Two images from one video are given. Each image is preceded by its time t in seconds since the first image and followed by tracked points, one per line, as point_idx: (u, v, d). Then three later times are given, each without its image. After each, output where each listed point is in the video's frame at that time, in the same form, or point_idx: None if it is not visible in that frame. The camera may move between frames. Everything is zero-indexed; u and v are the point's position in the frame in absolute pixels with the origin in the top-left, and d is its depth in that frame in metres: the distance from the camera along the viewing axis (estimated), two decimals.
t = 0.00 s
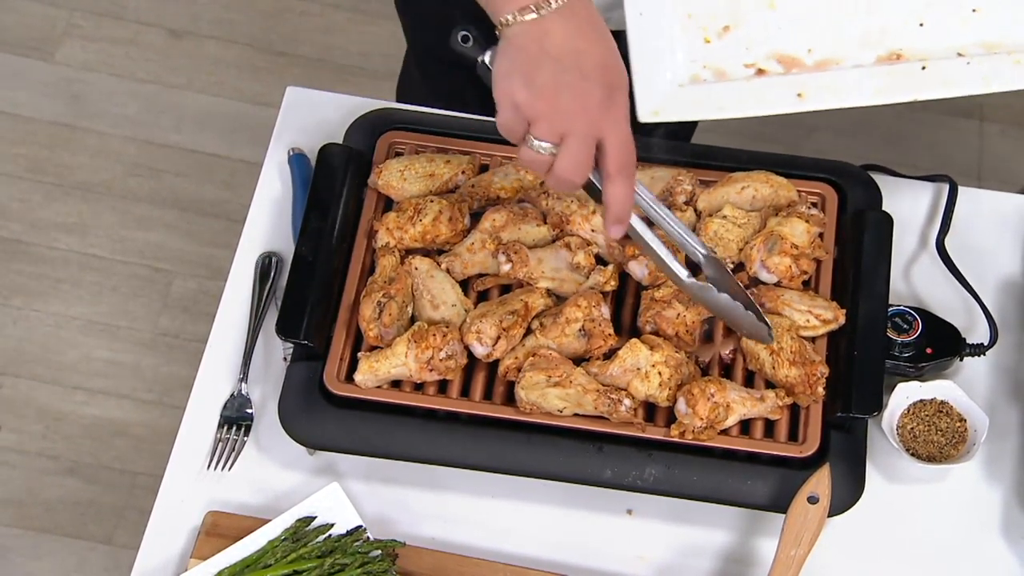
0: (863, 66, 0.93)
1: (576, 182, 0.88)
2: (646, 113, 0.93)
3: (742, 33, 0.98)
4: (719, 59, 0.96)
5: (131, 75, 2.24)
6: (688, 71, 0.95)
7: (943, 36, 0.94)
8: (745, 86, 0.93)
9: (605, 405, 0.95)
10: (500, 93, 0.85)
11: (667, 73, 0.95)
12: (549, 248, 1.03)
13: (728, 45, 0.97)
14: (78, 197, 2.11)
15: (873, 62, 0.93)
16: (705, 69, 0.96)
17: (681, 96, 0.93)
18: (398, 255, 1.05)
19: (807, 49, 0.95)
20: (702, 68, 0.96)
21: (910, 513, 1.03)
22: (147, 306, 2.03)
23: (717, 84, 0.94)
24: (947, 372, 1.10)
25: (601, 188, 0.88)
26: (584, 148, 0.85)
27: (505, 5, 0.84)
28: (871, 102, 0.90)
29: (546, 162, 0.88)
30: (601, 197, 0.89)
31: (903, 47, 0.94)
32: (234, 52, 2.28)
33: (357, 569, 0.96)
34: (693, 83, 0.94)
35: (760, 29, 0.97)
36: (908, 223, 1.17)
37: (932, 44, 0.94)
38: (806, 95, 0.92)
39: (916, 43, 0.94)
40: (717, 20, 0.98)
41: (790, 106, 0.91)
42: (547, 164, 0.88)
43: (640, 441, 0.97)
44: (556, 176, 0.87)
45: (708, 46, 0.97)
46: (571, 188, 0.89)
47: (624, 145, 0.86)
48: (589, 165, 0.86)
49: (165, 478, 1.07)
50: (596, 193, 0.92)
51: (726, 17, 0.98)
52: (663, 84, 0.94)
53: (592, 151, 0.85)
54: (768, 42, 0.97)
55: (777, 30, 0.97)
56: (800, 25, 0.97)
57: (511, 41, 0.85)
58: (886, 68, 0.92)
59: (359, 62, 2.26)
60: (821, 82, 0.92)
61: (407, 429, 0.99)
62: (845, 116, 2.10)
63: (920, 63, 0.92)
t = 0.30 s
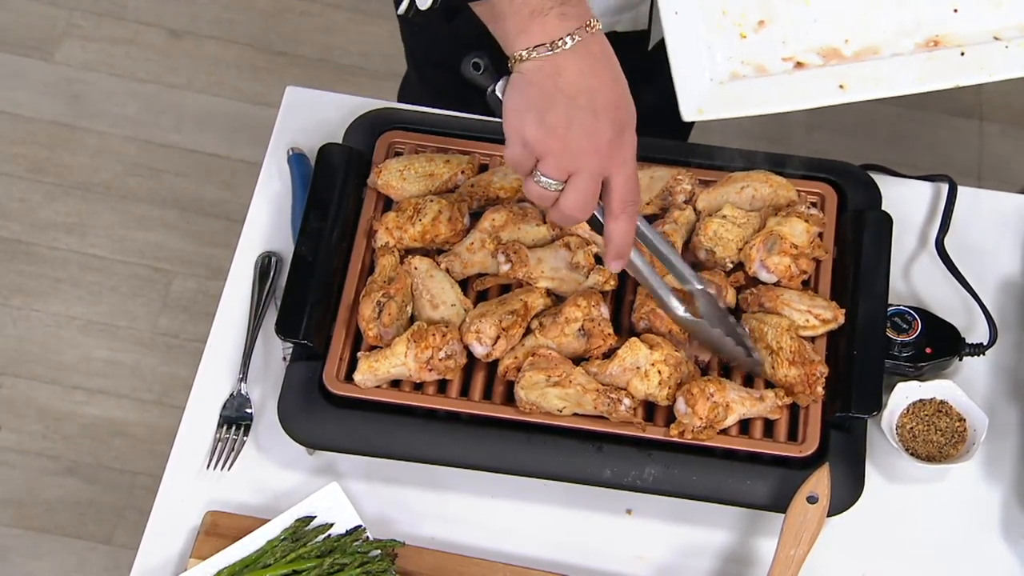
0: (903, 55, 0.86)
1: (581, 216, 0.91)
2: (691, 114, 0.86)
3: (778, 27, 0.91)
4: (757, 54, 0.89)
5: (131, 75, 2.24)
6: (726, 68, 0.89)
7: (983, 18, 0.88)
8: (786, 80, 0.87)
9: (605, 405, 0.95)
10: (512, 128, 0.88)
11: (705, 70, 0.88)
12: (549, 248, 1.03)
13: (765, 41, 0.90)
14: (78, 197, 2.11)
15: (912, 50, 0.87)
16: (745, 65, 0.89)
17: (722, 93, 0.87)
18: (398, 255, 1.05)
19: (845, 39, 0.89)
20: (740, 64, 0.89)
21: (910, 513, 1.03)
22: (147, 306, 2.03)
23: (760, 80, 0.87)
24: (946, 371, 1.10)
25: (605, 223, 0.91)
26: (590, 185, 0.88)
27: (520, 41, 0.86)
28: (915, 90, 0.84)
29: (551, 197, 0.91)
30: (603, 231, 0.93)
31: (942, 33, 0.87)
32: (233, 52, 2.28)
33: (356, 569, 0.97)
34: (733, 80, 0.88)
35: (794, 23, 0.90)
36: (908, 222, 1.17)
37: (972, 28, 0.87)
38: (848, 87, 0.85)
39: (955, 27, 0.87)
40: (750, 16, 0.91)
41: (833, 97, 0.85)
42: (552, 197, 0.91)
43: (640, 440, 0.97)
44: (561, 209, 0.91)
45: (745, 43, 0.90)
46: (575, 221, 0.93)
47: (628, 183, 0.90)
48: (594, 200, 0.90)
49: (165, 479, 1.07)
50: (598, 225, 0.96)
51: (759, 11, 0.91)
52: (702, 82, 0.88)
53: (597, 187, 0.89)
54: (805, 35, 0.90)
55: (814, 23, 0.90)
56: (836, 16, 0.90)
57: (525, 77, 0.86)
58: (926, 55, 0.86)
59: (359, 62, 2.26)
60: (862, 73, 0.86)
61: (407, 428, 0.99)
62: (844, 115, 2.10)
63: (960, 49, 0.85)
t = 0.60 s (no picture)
0: (895, 56, 0.83)
1: (572, 223, 0.92)
2: (680, 111, 0.83)
3: (770, 26, 0.87)
4: (749, 53, 0.86)
5: (130, 75, 2.24)
6: (718, 66, 0.85)
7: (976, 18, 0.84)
8: (777, 81, 0.84)
9: (605, 405, 0.95)
10: (502, 137, 0.88)
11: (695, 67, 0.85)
12: (548, 248, 1.04)
13: (758, 40, 0.86)
14: (78, 197, 2.11)
15: (904, 52, 0.83)
16: (737, 64, 0.85)
17: (712, 93, 0.84)
18: (398, 255, 1.05)
19: (837, 39, 0.85)
20: (732, 63, 0.85)
21: (909, 513, 1.03)
22: (146, 306, 2.03)
23: (751, 80, 0.84)
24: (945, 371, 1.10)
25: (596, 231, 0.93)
26: (580, 194, 0.89)
27: (513, 52, 0.86)
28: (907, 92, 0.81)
29: (542, 205, 0.93)
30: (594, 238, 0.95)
31: (936, 33, 0.84)
32: (232, 52, 2.28)
33: (356, 569, 0.97)
34: (725, 79, 0.85)
35: (788, 23, 0.87)
36: (907, 222, 1.17)
37: (965, 29, 0.83)
38: (840, 87, 0.82)
39: (949, 28, 0.84)
40: (743, 15, 0.87)
41: (824, 99, 0.82)
42: (542, 204, 0.92)
43: (640, 440, 0.97)
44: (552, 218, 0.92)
45: (737, 42, 0.86)
46: (567, 229, 0.94)
47: (619, 192, 0.91)
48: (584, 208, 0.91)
49: (165, 479, 1.07)
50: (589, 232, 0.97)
51: (752, 10, 0.88)
52: (692, 80, 0.84)
53: (588, 196, 0.90)
54: (799, 34, 0.86)
55: (806, 23, 0.87)
56: (831, 16, 0.86)
57: (516, 87, 0.87)
58: (919, 57, 0.82)
59: (358, 62, 2.27)
60: (853, 73, 0.83)
61: (406, 428, 0.99)
62: (844, 115, 2.10)
63: (951, 51, 0.82)
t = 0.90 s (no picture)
0: (881, 60, 0.83)
1: (573, 223, 0.93)
2: (665, 111, 0.83)
3: (759, 27, 0.87)
4: (735, 54, 0.86)
5: (130, 75, 2.24)
6: (705, 66, 0.85)
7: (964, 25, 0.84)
8: (763, 84, 0.84)
9: (605, 405, 0.95)
10: (503, 137, 0.89)
11: (681, 67, 0.84)
12: (548, 248, 1.04)
13: (745, 41, 0.86)
14: (78, 197, 2.11)
15: (890, 56, 0.83)
16: (723, 65, 0.85)
17: (698, 94, 0.83)
18: (398, 255, 1.05)
19: (824, 42, 0.85)
20: (718, 63, 0.85)
21: (909, 513, 1.03)
22: (146, 306, 2.03)
23: (737, 80, 0.84)
24: (945, 371, 1.10)
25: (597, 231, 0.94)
26: (580, 196, 0.90)
27: (514, 52, 0.86)
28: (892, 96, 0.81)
29: (543, 205, 0.93)
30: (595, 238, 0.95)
31: (922, 38, 0.84)
32: (232, 52, 2.28)
33: (356, 569, 0.97)
34: (710, 79, 0.84)
35: (776, 24, 0.86)
36: (907, 223, 1.17)
37: (952, 35, 0.83)
38: (825, 90, 0.82)
39: (935, 33, 0.83)
40: (731, 15, 0.87)
41: (807, 103, 0.82)
42: (543, 205, 0.93)
43: (639, 440, 0.97)
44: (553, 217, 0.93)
45: (724, 43, 0.86)
46: (568, 229, 0.95)
47: (620, 193, 0.91)
48: (585, 209, 0.92)
49: (165, 479, 1.07)
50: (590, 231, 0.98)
51: (741, 9, 0.87)
52: (677, 80, 0.84)
53: (589, 197, 0.90)
54: (786, 34, 0.86)
55: (795, 24, 0.86)
56: (819, 16, 0.86)
57: (518, 87, 0.87)
58: (906, 61, 0.82)
59: (358, 62, 2.27)
60: (839, 76, 0.83)
61: (406, 428, 0.99)
62: (844, 115, 2.10)
63: (938, 57, 0.82)
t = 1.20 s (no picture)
0: (881, 60, 0.87)
1: (574, 222, 0.93)
2: (664, 110, 0.86)
3: (758, 27, 0.90)
4: (735, 54, 0.89)
5: (130, 75, 2.24)
6: (704, 66, 0.88)
7: (961, 26, 0.87)
8: (762, 83, 0.87)
9: (604, 404, 0.95)
10: (505, 136, 0.89)
11: (681, 67, 0.88)
12: (548, 247, 1.04)
13: (744, 41, 0.90)
14: (78, 198, 2.11)
15: (889, 56, 0.87)
16: (722, 65, 0.89)
17: (697, 93, 0.87)
18: (397, 255, 1.05)
19: (823, 43, 0.89)
20: (717, 63, 0.89)
21: (908, 512, 1.03)
22: (146, 306, 2.03)
23: (734, 80, 0.87)
24: (944, 370, 1.10)
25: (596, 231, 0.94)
26: (581, 196, 0.90)
27: (517, 51, 0.86)
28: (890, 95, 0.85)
29: (543, 204, 0.94)
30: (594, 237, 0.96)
31: (920, 39, 0.87)
32: (232, 52, 2.28)
33: (356, 568, 0.97)
34: (709, 79, 0.88)
35: (775, 24, 0.90)
36: (906, 222, 1.17)
37: (950, 36, 0.87)
38: (823, 89, 0.86)
39: (935, 34, 0.87)
40: (730, 16, 0.91)
41: (806, 101, 0.85)
42: (545, 203, 0.94)
43: (638, 440, 0.98)
44: (553, 216, 0.93)
45: (724, 43, 0.90)
46: (568, 228, 0.95)
47: (620, 193, 0.92)
48: (586, 209, 0.92)
49: (165, 479, 1.07)
50: (589, 230, 0.98)
51: (740, 11, 0.91)
52: (677, 80, 0.87)
53: (589, 197, 0.91)
54: (784, 35, 0.90)
55: (795, 26, 0.90)
56: (817, 17, 0.90)
57: (520, 86, 0.87)
58: (904, 61, 0.86)
59: (358, 62, 2.27)
60: (837, 76, 0.86)
61: (405, 428, 0.99)
62: (843, 115, 2.10)
63: (936, 57, 0.86)
